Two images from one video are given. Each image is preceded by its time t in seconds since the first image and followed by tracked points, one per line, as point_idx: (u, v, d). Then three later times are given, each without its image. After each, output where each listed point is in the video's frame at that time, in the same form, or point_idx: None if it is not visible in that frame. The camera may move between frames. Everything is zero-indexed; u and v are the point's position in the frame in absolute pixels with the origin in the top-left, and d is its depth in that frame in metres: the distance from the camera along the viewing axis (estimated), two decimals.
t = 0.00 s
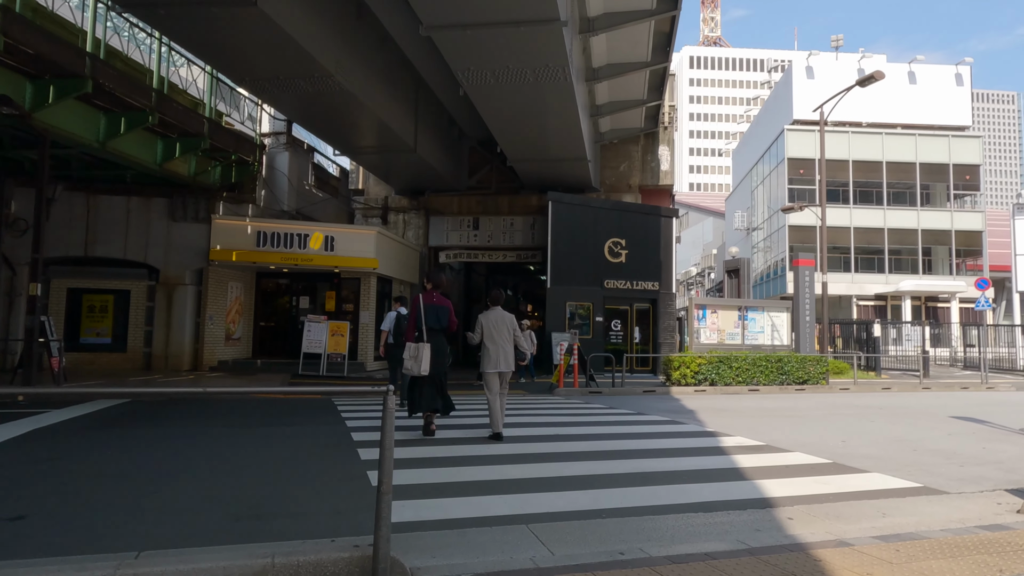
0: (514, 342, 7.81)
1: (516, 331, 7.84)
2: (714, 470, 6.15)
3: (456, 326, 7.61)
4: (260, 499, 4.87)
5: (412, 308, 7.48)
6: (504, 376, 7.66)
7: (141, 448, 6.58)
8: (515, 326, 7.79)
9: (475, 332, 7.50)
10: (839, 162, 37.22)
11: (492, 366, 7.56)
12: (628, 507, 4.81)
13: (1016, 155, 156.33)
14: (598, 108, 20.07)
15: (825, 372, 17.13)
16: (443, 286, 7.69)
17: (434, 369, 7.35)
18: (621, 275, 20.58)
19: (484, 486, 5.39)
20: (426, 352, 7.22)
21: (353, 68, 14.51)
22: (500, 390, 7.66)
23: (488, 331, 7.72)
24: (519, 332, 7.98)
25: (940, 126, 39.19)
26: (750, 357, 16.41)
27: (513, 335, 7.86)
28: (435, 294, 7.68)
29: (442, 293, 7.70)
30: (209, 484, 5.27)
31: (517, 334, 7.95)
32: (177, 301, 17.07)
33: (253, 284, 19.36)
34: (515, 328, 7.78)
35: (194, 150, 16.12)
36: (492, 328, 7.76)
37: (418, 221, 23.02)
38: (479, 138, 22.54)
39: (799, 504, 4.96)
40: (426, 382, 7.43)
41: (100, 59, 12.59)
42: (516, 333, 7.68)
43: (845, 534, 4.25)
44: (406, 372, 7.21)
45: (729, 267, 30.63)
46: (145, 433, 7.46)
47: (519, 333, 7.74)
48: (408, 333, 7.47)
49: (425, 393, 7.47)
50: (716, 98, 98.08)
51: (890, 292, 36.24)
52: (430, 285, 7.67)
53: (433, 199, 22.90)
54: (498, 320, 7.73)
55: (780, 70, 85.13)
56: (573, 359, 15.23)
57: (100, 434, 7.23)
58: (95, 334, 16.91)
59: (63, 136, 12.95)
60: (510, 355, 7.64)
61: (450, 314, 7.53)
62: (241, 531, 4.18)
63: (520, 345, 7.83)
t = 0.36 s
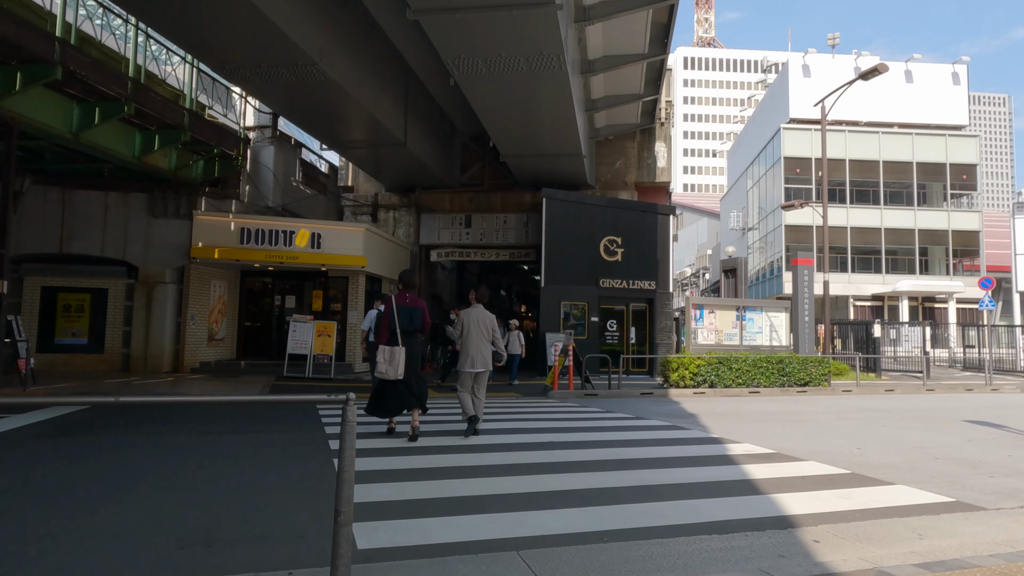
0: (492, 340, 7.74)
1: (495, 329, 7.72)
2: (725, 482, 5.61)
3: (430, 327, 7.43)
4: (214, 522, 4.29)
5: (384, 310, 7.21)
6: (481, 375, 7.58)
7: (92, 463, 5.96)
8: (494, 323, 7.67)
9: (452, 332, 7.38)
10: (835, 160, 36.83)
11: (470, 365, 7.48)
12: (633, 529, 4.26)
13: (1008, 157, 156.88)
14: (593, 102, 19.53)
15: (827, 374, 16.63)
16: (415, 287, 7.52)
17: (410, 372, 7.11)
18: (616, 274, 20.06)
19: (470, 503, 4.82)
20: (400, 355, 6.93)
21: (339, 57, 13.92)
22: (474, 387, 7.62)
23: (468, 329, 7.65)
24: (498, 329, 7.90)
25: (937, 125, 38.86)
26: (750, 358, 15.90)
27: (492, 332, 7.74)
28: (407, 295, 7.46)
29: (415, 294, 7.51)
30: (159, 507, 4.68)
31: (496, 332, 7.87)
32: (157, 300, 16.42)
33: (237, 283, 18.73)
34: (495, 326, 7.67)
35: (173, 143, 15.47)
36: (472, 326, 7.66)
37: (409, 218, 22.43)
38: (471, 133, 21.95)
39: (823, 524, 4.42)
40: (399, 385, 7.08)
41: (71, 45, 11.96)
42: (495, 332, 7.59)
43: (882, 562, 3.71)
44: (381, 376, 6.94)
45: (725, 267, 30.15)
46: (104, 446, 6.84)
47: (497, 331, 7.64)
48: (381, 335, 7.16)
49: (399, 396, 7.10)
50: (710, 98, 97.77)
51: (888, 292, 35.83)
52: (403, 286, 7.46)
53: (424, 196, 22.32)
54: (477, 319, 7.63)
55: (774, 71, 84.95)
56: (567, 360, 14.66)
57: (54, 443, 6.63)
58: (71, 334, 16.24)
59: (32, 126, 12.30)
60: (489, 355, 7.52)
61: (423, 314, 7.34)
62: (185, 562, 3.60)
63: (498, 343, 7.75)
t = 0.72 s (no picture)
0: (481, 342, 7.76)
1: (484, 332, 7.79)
2: (753, 498, 5.05)
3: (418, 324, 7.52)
4: (174, 548, 3.77)
5: (369, 308, 7.40)
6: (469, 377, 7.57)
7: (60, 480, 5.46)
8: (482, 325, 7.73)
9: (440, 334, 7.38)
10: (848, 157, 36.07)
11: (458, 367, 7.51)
12: (653, 557, 3.71)
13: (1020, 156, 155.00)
14: (602, 96, 18.96)
15: (846, 376, 15.97)
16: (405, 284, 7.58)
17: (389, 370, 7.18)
18: (626, 273, 19.48)
19: (467, 525, 4.28)
20: (378, 353, 7.15)
21: (339, 47, 13.41)
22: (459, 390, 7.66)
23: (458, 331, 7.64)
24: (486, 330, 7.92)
25: (953, 121, 38.02)
26: (766, 359, 15.28)
27: (481, 335, 7.80)
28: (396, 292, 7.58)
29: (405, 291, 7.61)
30: (122, 532, 4.15)
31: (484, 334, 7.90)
32: (153, 299, 15.95)
33: (237, 282, 18.25)
34: (484, 328, 7.72)
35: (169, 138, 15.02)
36: (461, 327, 7.69)
37: (413, 216, 21.91)
38: (476, 128, 21.40)
39: (871, 550, 3.86)
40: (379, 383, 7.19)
41: (59, 34, 11.52)
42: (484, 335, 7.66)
43: None
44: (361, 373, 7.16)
45: (737, 266, 29.47)
46: (77, 458, 6.34)
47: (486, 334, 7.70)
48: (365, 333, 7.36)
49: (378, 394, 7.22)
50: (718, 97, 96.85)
51: (902, 292, 35.03)
52: (390, 281, 7.56)
53: (428, 193, 21.81)
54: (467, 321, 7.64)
55: (783, 69, 84.12)
56: (575, 361, 14.09)
57: (23, 455, 6.14)
58: (65, 334, 15.82)
59: (20, 119, 11.85)
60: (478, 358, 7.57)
61: (410, 311, 7.44)
62: None
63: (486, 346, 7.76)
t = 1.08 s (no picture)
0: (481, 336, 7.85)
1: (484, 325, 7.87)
2: (804, 517, 4.45)
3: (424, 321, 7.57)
4: None
5: (375, 303, 7.50)
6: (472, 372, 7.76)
7: (37, 496, 5.00)
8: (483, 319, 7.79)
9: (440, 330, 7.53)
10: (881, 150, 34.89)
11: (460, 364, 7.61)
12: None
13: None
14: (626, 86, 18.33)
15: (886, 376, 15.15)
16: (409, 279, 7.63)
17: (395, 365, 7.33)
18: (651, 269, 18.82)
19: (480, 550, 3.75)
20: (384, 349, 7.24)
21: (354, 36, 12.98)
22: (468, 386, 7.77)
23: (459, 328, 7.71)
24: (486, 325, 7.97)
25: (991, 112, 36.61)
26: (800, 359, 14.54)
27: (479, 329, 7.89)
28: (401, 288, 7.64)
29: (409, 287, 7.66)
30: (85, 565, 3.66)
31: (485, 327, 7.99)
32: (168, 297, 15.69)
33: (254, 280, 17.96)
34: (483, 322, 7.77)
35: (182, 132, 14.75)
36: (458, 323, 7.77)
37: (432, 212, 21.49)
38: (496, 122, 20.89)
39: None
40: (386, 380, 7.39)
41: (68, 24, 11.23)
42: (484, 329, 7.70)
43: None
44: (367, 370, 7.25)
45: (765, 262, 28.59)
46: (66, 468, 5.93)
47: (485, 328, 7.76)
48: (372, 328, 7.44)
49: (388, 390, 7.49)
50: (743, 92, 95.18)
51: (938, 289, 33.76)
52: (395, 276, 7.59)
53: (448, 188, 21.37)
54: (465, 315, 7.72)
55: (810, 63, 82.38)
56: (599, 361, 13.47)
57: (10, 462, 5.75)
58: (80, 333, 15.63)
59: (30, 112, 11.60)
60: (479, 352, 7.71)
61: (414, 308, 7.46)
62: None
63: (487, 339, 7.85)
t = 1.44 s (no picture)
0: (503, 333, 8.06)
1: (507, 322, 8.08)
2: (889, 541, 3.82)
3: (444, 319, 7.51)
4: None
5: (396, 302, 7.30)
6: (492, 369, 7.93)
7: (37, 504, 4.66)
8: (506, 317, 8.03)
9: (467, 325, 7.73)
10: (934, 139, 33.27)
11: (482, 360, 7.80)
12: None
13: None
14: (665, 72, 17.60)
15: (947, 376, 14.16)
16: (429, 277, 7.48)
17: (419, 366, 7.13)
18: (692, 263, 18.06)
19: None
20: (409, 349, 7.06)
21: (383, 23, 12.57)
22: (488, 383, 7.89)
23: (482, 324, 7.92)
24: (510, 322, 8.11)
25: None
26: (854, 357, 13.66)
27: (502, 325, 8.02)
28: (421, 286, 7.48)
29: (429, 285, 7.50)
30: None
31: (507, 324, 8.21)
32: (200, 293, 15.58)
33: (286, 275, 17.77)
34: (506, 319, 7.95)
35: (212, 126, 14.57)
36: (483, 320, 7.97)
37: (465, 207, 21.07)
38: (531, 113, 20.33)
39: None
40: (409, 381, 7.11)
41: (96, 16, 11.07)
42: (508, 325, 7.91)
43: None
44: (390, 370, 7.10)
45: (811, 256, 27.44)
46: (77, 471, 5.61)
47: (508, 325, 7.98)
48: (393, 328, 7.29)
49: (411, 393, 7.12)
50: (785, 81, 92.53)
51: (996, 284, 32.05)
52: (416, 275, 7.42)
53: (481, 181, 20.92)
54: (490, 312, 7.95)
55: (855, 51, 79.72)
56: (639, 359, 12.83)
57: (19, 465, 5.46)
58: (114, 329, 15.61)
59: (59, 105, 11.50)
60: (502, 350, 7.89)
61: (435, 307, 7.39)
62: None
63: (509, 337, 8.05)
